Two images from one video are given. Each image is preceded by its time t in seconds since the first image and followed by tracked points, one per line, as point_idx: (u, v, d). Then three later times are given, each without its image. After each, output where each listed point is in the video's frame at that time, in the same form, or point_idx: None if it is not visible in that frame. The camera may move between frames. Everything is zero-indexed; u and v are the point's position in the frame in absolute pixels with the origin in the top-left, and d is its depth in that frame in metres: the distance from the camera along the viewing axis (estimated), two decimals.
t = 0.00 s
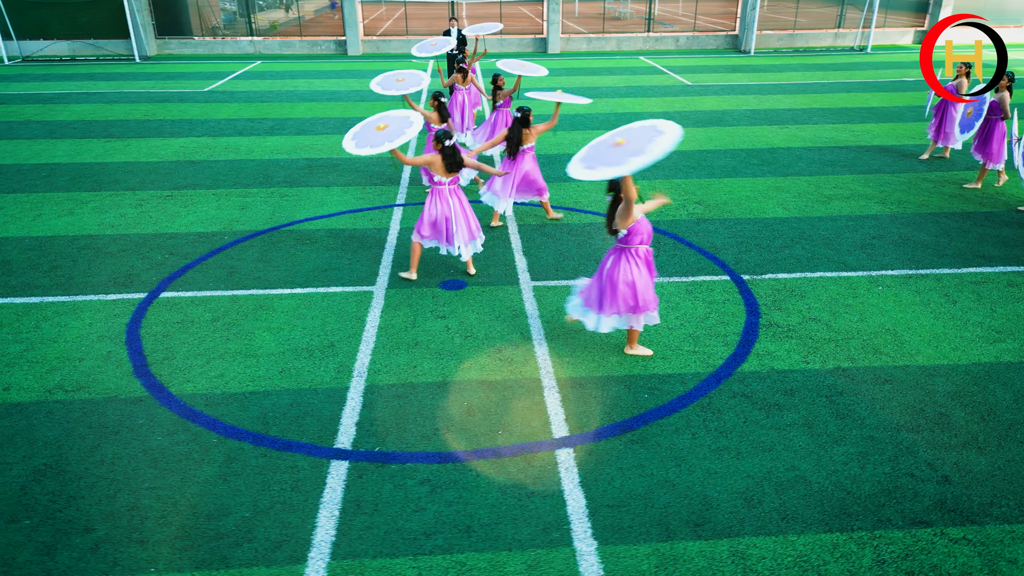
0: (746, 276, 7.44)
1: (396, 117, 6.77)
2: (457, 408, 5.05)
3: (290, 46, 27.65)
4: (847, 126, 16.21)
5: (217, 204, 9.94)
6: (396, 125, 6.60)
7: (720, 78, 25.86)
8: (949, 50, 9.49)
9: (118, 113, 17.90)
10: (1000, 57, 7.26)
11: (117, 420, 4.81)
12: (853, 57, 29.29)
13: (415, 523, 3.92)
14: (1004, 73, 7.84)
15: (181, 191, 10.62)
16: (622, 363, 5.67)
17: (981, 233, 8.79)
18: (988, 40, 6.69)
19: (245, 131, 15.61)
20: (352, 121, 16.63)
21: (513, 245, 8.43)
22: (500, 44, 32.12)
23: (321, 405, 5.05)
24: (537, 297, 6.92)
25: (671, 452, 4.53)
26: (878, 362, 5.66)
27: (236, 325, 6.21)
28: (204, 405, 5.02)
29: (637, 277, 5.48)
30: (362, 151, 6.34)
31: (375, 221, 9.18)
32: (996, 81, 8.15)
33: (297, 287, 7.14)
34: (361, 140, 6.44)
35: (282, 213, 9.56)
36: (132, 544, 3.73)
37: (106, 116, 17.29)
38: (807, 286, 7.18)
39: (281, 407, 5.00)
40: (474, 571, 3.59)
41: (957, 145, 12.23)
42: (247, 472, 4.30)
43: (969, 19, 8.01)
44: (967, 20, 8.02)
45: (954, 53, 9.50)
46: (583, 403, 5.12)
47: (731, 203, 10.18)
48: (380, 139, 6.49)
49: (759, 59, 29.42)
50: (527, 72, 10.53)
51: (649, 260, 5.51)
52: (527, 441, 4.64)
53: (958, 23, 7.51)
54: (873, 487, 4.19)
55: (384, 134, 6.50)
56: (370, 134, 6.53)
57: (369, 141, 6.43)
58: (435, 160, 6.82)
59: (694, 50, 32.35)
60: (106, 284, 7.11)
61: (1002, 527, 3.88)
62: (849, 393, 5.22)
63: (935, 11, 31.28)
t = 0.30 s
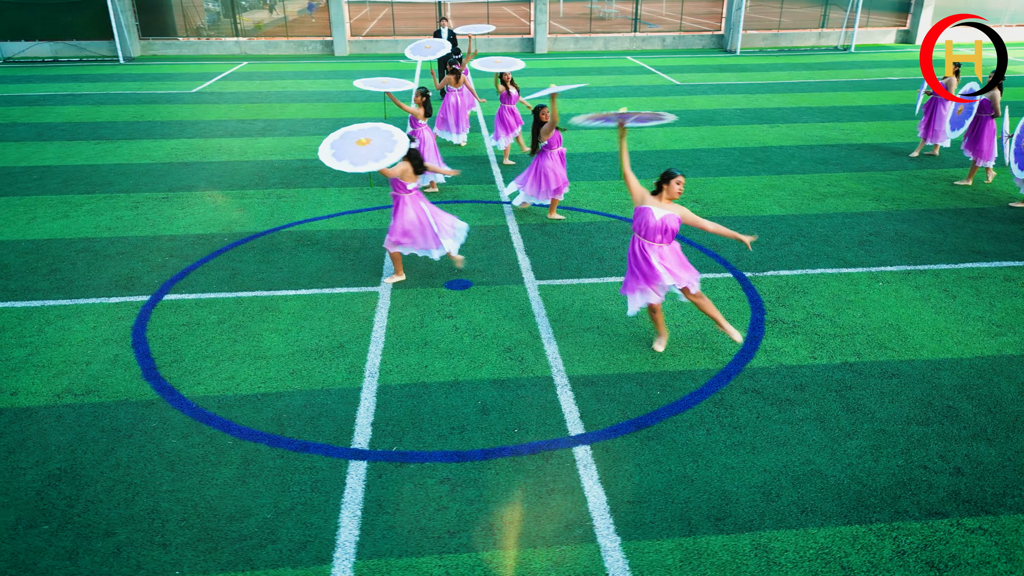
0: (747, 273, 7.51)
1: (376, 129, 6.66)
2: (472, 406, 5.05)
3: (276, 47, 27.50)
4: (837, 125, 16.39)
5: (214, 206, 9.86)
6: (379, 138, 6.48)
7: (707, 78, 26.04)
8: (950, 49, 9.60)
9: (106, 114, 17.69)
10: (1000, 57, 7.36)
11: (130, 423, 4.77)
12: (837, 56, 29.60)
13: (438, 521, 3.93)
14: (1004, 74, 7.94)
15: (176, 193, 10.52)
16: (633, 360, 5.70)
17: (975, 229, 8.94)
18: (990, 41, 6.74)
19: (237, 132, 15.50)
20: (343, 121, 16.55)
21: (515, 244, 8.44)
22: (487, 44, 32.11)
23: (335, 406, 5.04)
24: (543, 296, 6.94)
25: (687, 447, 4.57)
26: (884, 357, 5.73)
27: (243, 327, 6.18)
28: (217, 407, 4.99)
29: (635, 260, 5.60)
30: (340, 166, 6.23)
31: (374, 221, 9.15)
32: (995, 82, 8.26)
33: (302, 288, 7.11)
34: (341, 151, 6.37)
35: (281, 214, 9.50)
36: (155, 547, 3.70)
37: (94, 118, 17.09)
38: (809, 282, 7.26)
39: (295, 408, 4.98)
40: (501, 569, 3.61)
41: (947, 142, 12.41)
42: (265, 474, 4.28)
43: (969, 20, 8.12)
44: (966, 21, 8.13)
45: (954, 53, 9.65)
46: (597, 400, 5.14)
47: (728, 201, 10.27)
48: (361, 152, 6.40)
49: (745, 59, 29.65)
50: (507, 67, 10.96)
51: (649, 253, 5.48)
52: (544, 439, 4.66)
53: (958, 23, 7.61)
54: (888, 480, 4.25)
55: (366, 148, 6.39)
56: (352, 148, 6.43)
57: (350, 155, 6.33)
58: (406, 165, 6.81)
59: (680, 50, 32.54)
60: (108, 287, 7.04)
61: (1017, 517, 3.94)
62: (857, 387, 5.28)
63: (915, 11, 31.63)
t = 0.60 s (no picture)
0: (746, 270, 7.57)
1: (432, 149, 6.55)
2: (482, 406, 5.05)
3: (260, 47, 27.30)
4: (824, 123, 16.57)
5: (208, 208, 9.78)
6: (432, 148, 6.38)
7: (694, 77, 26.18)
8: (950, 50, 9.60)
9: (91, 116, 17.47)
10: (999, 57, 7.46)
11: (138, 427, 4.72)
12: (820, 55, 29.87)
13: (455, 521, 3.93)
14: (1002, 74, 8.03)
15: (168, 195, 10.41)
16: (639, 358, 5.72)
17: (966, 225, 9.07)
18: (992, 41, 6.79)
19: (226, 133, 15.38)
20: (333, 122, 16.45)
21: (514, 244, 8.45)
22: (473, 44, 32.07)
23: (344, 407, 5.02)
24: (545, 296, 6.96)
25: (698, 444, 4.60)
26: (885, 352, 5.81)
27: (247, 329, 6.14)
28: (225, 409, 4.95)
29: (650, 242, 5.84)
30: (380, 130, 6.16)
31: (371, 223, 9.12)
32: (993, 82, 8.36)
33: (302, 290, 7.07)
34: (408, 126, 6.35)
35: (276, 215, 9.44)
36: (173, 551, 3.67)
37: (79, 120, 16.87)
38: (807, 279, 7.34)
39: (304, 410, 4.96)
40: (521, 567, 3.61)
41: (934, 139, 12.59)
42: (278, 477, 4.26)
43: (967, 20, 8.23)
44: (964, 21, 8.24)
45: (953, 53, 9.68)
46: (606, 399, 5.16)
47: (722, 199, 10.35)
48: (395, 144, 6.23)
49: (730, 58, 29.84)
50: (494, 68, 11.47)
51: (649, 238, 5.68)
52: (556, 438, 4.67)
53: (956, 23, 7.72)
54: (898, 473, 4.31)
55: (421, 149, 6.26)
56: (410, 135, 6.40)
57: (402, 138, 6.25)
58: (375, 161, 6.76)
59: (665, 49, 32.69)
60: (105, 291, 6.96)
61: None
62: (862, 382, 5.35)
63: (896, 11, 31.95)
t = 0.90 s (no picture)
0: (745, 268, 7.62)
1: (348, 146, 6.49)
2: (491, 406, 5.05)
3: (243, 48, 27.07)
4: (812, 122, 16.73)
5: (201, 210, 9.67)
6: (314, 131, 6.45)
7: (679, 77, 26.35)
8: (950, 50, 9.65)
9: (75, 118, 17.21)
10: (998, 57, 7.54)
11: (145, 433, 4.66)
12: (803, 55, 30.12)
13: (472, 522, 3.92)
14: (1003, 75, 8.11)
15: (159, 197, 10.29)
16: (645, 357, 5.74)
17: (957, 222, 9.21)
18: (991, 40, 6.87)
19: (214, 135, 15.22)
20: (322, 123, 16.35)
21: (512, 244, 8.45)
22: (458, 45, 32.00)
23: (353, 410, 4.99)
24: (547, 296, 6.96)
25: (709, 441, 4.63)
26: (887, 348, 5.87)
27: (248, 333, 6.08)
28: (232, 414, 4.90)
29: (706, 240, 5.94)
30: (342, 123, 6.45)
31: (367, 224, 9.08)
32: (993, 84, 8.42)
33: (302, 292, 7.02)
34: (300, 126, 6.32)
35: (271, 217, 9.36)
36: (189, 557, 3.64)
37: (63, 122, 16.62)
38: (805, 277, 7.40)
39: (312, 413, 4.92)
40: (542, 567, 3.61)
41: (921, 137, 12.77)
42: (291, 480, 4.23)
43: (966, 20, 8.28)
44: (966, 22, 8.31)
45: (953, 53, 9.73)
46: (615, 397, 5.17)
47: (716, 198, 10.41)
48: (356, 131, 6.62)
49: (714, 58, 30.03)
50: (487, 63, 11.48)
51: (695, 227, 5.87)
52: (567, 437, 4.67)
53: (957, 23, 7.80)
54: (907, 467, 4.36)
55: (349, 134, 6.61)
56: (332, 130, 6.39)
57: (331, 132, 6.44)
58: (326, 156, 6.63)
59: (650, 49, 32.83)
60: (102, 295, 6.86)
61: None
62: (866, 378, 5.40)
63: (876, 10, 32.28)
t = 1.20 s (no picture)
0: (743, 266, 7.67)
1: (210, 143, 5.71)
2: (501, 407, 5.04)
3: (226, 49, 26.83)
4: (799, 121, 16.90)
5: (194, 213, 9.57)
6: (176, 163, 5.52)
7: (666, 76, 26.49)
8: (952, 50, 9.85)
9: (59, 120, 16.95)
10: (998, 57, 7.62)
11: (152, 438, 4.61)
12: (786, 54, 30.40)
13: (490, 523, 3.91)
14: (1003, 74, 8.20)
15: (151, 200, 10.16)
16: (651, 356, 5.76)
17: (949, 219, 9.34)
18: (992, 40, 6.95)
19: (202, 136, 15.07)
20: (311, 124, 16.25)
21: (510, 244, 8.46)
22: (443, 45, 31.92)
23: (363, 412, 4.96)
24: (548, 296, 6.96)
25: (720, 439, 4.65)
26: (889, 344, 5.95)
27: (251, 336, 6.03)
28: (240, 418, 4.86)
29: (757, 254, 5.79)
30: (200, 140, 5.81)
31: (364, 226, 9.04)
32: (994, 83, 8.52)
33: (303, 295, 6.97)
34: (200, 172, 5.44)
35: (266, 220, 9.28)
36: (206, 564, 3.60)
37: (47, 125, 16.36)
38: (804, 274, 7.47)
39: (322, 416, 4.89)
40: (563, 566, 3.61)
41: (908, 136, 12.96)
42: (304, 484, 4.19)
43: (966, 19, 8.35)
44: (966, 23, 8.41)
45: (953, 53, 9.85)
46: (624, 396, 5.18)
47: (710, 197, 10.48)
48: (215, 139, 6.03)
49: (698, 58, 30.22)
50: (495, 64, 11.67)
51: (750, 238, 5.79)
52: (579, 437, 4.67)
53: (957, 23, 7.89)
54: (917, 461, 4.41)
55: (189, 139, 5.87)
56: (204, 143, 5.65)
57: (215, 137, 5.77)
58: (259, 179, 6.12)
59: (634, 49, 32.99)
60: (98, 300, 6.77)
61: None
62: (870, 374, 5.47)
63: (857, 10, 32.62)
